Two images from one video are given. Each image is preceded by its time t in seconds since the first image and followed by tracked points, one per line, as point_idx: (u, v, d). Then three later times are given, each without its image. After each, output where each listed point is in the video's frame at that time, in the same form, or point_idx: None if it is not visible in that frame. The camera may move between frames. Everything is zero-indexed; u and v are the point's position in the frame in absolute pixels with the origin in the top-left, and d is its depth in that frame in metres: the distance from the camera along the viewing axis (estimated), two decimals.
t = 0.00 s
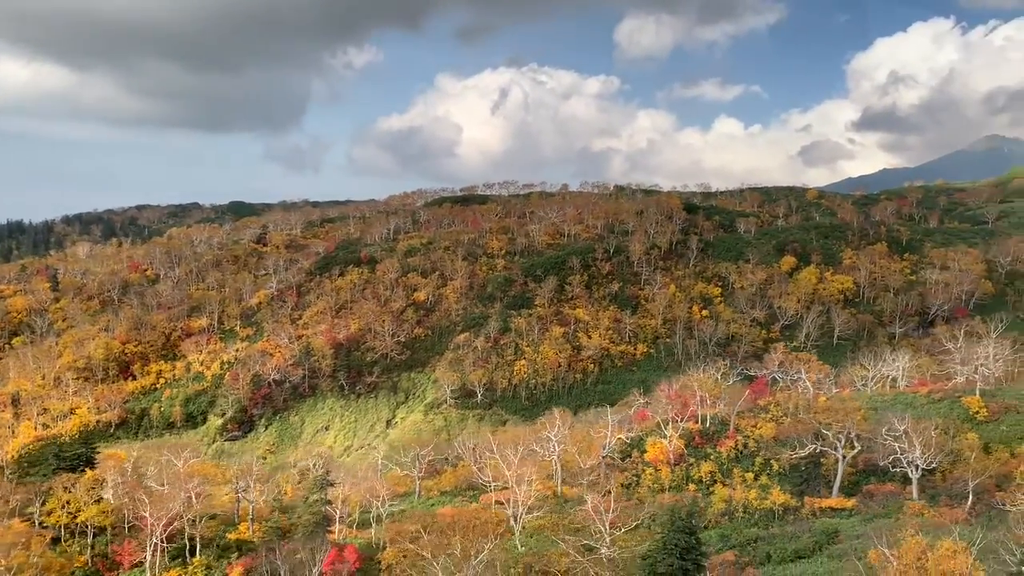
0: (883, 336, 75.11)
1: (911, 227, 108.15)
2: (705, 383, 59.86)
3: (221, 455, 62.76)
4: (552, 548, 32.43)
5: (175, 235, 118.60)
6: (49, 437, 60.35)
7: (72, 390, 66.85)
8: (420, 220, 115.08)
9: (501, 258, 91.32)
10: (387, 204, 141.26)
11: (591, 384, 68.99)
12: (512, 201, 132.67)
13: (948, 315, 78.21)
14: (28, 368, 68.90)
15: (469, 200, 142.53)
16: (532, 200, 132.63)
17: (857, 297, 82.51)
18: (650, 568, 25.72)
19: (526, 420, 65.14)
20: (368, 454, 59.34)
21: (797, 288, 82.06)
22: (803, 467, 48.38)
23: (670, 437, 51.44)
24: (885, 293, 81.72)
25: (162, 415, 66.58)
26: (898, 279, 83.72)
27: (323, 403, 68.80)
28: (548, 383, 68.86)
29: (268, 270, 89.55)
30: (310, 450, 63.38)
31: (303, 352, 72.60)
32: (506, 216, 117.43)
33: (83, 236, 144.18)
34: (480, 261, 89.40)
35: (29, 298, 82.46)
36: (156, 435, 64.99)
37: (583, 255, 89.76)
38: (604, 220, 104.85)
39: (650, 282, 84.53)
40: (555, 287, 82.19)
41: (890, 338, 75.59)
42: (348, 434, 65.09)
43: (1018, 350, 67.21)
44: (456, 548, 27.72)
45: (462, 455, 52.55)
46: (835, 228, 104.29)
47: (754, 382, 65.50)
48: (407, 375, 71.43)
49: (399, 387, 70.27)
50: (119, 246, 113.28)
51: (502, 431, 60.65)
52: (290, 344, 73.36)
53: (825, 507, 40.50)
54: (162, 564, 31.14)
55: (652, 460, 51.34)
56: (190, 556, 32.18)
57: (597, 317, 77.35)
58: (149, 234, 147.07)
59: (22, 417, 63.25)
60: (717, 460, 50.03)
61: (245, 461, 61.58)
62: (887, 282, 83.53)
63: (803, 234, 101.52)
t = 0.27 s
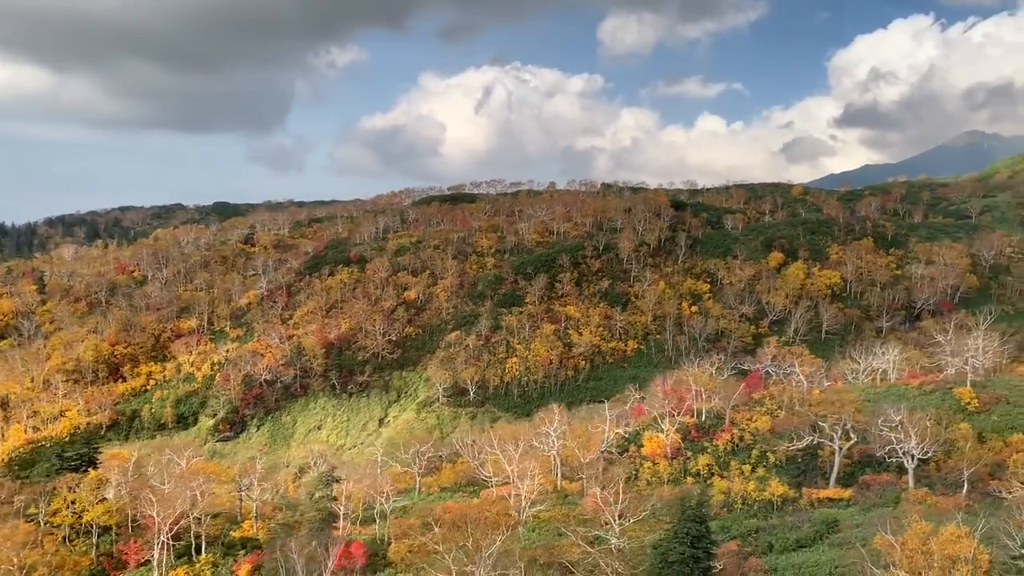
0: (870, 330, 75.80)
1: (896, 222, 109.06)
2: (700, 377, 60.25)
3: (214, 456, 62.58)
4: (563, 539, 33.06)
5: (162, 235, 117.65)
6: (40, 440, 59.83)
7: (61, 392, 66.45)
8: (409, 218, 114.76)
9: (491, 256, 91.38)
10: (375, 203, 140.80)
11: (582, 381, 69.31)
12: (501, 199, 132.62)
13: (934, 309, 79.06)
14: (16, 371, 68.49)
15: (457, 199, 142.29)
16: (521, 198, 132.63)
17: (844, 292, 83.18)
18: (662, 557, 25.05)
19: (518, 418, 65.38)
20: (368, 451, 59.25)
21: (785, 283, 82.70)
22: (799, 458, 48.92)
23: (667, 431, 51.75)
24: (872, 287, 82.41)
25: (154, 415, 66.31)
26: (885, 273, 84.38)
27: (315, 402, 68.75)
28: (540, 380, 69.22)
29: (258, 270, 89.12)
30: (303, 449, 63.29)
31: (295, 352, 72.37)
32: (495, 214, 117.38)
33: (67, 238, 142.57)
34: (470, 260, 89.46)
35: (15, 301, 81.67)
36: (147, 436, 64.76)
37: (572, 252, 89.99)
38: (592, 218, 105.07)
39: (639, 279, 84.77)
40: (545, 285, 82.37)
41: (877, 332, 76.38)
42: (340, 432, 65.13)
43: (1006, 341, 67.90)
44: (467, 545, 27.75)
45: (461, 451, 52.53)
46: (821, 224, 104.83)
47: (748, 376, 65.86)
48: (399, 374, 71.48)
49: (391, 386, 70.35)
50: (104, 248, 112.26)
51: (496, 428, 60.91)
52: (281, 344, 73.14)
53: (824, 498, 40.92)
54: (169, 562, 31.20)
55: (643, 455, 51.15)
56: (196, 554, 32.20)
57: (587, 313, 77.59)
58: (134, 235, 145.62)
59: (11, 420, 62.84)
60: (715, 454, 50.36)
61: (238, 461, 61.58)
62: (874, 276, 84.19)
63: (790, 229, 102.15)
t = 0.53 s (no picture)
0: (857, 325, 76.54)
1: (880, 218, 109.94)
2: (695, 370, 60.57)
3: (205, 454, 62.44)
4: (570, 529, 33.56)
5: (149, 233, 116.66)
6: (29, 440, 59.04)
7: (50, 392, 66.06)
8: (398, 216, 114.46)
9: (481, 254, 91.51)
10: (364, 201, 140.35)
11: (573, 377, 69.66)
12: (490, 197, 132.57)
13: (919, 304, 79.95)
14: (5, 372, 68.13)
15: (446, 196, 142.08)
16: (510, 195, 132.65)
17: (830, 287, 83.91)
18: (671, 544, 25.19)
19: (509, 414, 65.03)
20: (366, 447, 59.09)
21: (772, 279, 83.35)
22: (795, 450, 49.42)
23: (663, 425, 52.02)
24: (858, 283, 83.23)
25: (144, 414, 66.16)
26: (871, 269, 85.19)
27: (306, 400, 68.65)
28: (531, 376, 69.49)
29: (247, 269, 88.77)
30: (295, 447, 63.11)
31: (285, 351, 72.44)
32: (485, 211, 117.36)
33: (51, 237, 140.92)
34: (460, 257, 89.57)
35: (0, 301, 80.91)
36: (137, 434, 64.62)
37: (562, 249, 90.32)
38: (581, 215, 105.37)
39: (629, 275, 85.10)
40: (535, 282, 82.64)
41: (864, 326, 77.01)
42: (331, 429, 65.00)
43: (991, 334, 68.74)
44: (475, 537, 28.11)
45: (458, 446, 52.64)
46: (807, 220, 105.56)
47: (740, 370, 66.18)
48: (390, 371, 71.49)
49: (382, 383, 70.38)
50: (90, 247, 111.24)
51: (489, 423, 61.14)
52: (271, 342, 73.06)
53: (822, 489, 41.44)
54: (174, 560, 31.18)
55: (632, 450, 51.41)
56: (199, 551, 32.22)
57: (577, 310, 77.90)
58: (119, 234, 144.15)
59: None
60: (710, 446, 50.77)
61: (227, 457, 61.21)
62: (859, 272, 84.98)
63: (777, 226, 102.85)
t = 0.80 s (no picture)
0: (839, 320, 77.47)
1: (861, 215, 111.03)
2: (687, 364, 61.02)
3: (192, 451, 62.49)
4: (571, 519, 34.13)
5: (130, 229, 115.22)
6: (14, 438, 59.33)
7: (33, 389, 65.35)
8: (384, 211, 113.97)
9: (467, 250, 91.51)
10: (348, 197, 139.53)
11: (560, 372, 70.04)
12: (476, 192, 132.36)
13: (900, 300, 80.75)
14: None
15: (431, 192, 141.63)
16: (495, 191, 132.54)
17: (812, 283, 84.77)
18: (673, 531, 25.43)
19: (496, 408, 65.54)
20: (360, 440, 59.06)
21: (755, 275, 84.07)
22: (784, 441, 50.11)
23: (654, 418, 52.37)
24: (839, 278, 84.22)
25: (130, 411, 65.81)
26: (852, 264, 86.20)
27: (293, 396, 68.52)
28: (518, 371, 69.76)
29: (232, 264, 88.13)
30: (282, 443, 63.02)
31: (272, 347, 72.25)
32: (470, 207, 117.22)
33: (28, 233, 138.49)
34: (446, 253, 89.54)
35: None
36: (123, 431, 64.38)
37: (548, 245, 90.57)
38: (567, 211, 105.60)
39: (614, 271, 85.59)
40: (522, 278, 82.86)
41: (846, 322, 77.97)
42: (318, 425, 64.98)
43: (973, 328, 69.82)
44: (478, 525, 28.49)
45: (451, 441, 52.76)
46: (789, 217, 106.31)
47: (729, 364, 66.67)
48: (376, 367, 71.44)
49: (369, 379, 70.35)
50: (70, 243, 109.68)
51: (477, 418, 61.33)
52: (257, 339, 72.76)
53: (812, 480, 42.07)
54: (175, 552, 31.23)
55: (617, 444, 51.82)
56: (199, 543, 32.30)
57: (563, 306, 78.25)
58: (98, 229, 142.02)
59: None
60: (701, 438, 51.36)
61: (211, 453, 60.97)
62: (841, 267, 85.93)
63: (760, 222, 103.67)
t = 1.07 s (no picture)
0: (824, 318, 78.22)
1: (846, 215, 112.08)
2: (679, 361, 61.28)
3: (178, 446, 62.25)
4: (573, 511, 34.50)
5: (114, 224, 114.07)
6: None
7: (17, 385, 64.74)
8: (372, 207, 113.57)
9: (455, 247, 91.53)
10: (335, 194, 138.91)
11: (548, 369, 70.33)
12: (463, 190, 132.12)
13: (884, 299, 81.62)
14: None
15: (418, 189, 141.28)
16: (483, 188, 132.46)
17: (798, 282, 85.47)
18: (676, 523, 25.78)
19: (485, 404, 65.97)
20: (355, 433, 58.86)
21: (741, 274, 84.69)
22: (776, 436, 50.61)
23: (646, 414, 52.83)
24: (825, 277, 85.01)
25: (116, 407, 65.31)
26: (837, 263, 86.94)
27: (281, 392, 68.36)
28: (507, 368, 69.96)
29: (218, 260, 87.67)
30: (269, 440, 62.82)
31: (260, 343, 71.97)
32: (458, 204, 117.12)
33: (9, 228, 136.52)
34: (434, 250, 89.53)
35: None
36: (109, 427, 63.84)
37: (536, 243, 90.85)
38: (555, 208, 105.76)
39: (602, 269, 86.03)
40: (510, 276, 83.07)
41: (831, 320, 78.72)
42: (306, 421, 64.89)
43: (959, 326, 70.67)
44: (481, 517, 28.81)
45: (445, 436, 52.70)
46: (775, 216, 107.09)
47: (719, 361, 67.14)
48: (365, 364, 71.45)
49: (357, 375, 70.35)
50: (53, 238, 108.42)
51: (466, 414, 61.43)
52: (245, 335, 72.37)
53: (805, 475, 42.63)
54: (175, 545, 31.20)
55: (605, 439, 52.09)
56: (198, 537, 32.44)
57: (551, 303, 78.57)
58: (81, 224, 140.31)
59: None
60: (694, 434, 51.84)
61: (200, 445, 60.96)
62: (826, 266, 86.65)
63: (746, 221, 104.39)
